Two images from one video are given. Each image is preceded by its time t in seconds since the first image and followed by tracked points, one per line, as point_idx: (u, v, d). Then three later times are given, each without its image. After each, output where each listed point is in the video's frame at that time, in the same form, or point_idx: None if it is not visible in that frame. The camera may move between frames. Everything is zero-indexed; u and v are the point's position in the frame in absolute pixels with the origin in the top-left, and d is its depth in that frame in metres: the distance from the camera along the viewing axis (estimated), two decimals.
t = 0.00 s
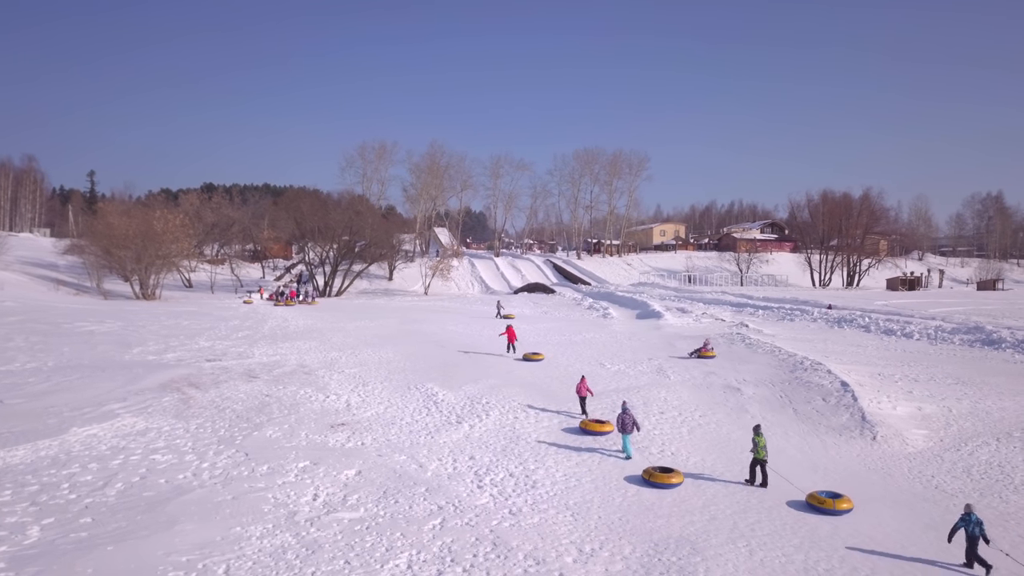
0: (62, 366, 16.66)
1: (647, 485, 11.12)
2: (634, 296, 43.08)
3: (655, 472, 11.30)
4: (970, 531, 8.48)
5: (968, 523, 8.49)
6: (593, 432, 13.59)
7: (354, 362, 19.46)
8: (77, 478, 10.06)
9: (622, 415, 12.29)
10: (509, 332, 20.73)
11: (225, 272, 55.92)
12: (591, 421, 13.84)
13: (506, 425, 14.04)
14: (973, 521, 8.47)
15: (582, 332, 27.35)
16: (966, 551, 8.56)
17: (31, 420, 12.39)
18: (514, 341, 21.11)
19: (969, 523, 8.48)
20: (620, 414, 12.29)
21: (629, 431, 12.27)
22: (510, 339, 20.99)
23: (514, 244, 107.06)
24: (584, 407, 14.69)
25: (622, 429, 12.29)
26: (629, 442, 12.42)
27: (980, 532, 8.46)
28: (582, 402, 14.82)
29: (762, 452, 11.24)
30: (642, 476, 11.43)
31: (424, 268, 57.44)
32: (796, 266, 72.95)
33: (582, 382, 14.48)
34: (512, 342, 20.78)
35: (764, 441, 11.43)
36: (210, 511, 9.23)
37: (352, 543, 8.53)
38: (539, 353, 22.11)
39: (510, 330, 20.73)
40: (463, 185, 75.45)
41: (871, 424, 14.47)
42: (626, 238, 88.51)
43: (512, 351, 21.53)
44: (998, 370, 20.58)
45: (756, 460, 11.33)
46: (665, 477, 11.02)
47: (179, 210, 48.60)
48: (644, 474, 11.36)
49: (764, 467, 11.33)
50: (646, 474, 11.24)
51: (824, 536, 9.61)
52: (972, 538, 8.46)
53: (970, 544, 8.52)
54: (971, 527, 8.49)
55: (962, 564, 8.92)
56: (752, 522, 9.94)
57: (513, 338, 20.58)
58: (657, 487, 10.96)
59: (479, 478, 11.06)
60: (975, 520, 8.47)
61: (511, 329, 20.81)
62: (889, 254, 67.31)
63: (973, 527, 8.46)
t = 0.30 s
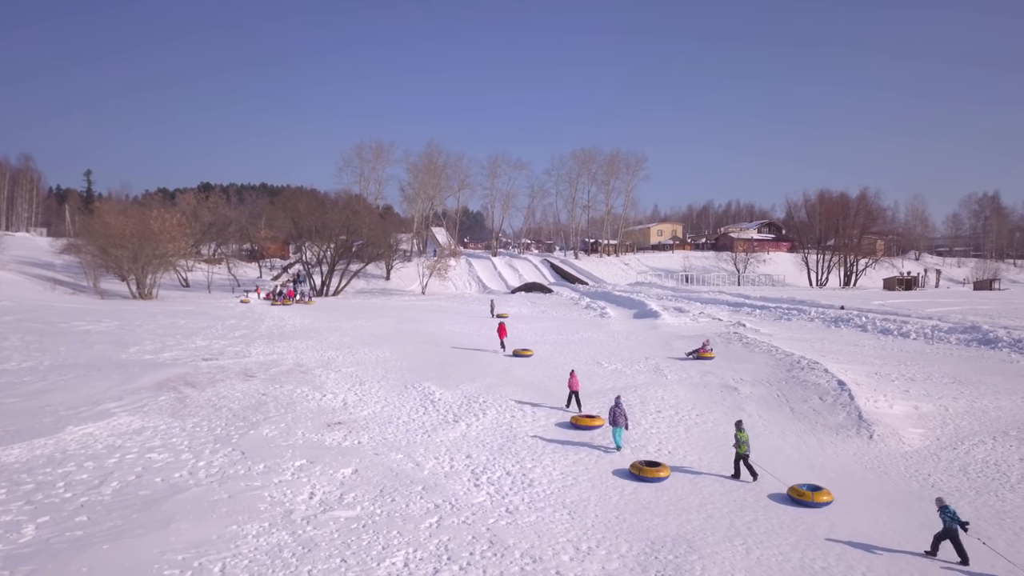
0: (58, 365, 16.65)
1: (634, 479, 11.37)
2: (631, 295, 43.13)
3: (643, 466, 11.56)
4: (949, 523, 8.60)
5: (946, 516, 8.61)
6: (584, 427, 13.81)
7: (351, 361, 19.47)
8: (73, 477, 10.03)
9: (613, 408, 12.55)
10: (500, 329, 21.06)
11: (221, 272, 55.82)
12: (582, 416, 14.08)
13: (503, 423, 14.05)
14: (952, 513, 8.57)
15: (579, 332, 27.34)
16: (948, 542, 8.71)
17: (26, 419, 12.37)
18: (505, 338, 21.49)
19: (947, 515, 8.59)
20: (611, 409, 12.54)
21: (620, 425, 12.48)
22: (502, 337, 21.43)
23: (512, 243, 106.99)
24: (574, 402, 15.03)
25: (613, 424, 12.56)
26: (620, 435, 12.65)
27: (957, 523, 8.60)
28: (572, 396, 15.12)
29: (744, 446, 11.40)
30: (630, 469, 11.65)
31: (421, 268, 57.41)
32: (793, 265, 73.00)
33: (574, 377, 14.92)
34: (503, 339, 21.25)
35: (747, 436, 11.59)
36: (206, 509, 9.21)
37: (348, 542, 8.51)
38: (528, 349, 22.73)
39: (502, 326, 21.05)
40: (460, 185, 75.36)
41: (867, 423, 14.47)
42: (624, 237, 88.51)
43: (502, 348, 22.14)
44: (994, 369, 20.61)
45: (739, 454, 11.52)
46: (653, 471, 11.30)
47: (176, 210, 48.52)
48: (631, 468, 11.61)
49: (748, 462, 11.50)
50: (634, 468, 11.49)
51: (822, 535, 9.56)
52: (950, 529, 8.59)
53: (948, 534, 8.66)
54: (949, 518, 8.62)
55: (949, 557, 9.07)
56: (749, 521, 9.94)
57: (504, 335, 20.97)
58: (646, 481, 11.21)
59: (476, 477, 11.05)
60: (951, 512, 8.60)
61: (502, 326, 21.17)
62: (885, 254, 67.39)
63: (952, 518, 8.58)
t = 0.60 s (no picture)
0: (55, 363, 16.64)
1: (623, 472, 11.52)
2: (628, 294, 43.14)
3: (632, 459, 11.68)
4: (924, 512, 8.80)
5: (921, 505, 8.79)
6: (574, 420, 14.11)
7: (349, 359, 19.47)
8: (69, 474, 10.01)
9: (605, 404, 12.80)
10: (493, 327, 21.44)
11: (219, 271, 55.77)
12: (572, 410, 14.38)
13: (500, 421, 14.07)
14: (926, 503, 8.75)
15: (576, 330, 27.37)
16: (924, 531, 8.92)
17: (23, 416, 12.35)
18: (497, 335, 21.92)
19: (921, 505, 8.78)
20: (604, 405, 12.77)
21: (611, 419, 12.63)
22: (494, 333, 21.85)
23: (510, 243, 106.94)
24: (565, 396, 15.24)
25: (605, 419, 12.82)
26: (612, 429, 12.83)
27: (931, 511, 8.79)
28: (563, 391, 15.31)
29: (730, 440, 11.58)
30: (619, 463, 11.83)
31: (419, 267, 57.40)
32: (791, 265, 73.07)
33: (564, 372, 15.01)
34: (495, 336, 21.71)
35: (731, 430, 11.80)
36: (203, 506, 9.20)
37: (346, 539, 8.51)
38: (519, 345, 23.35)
39: (495, 323, 21.29)
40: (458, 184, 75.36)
41: (864, 421, 14.49)
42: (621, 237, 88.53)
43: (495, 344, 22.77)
44: (991, 368, 20.63)
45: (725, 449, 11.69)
46: (643, 464, 11.43)
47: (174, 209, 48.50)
48: (620, 462, 11.77)
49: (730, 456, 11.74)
50: (623, 461, 11.62)
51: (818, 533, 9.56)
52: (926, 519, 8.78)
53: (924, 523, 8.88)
54: (924, 507, 8.80)
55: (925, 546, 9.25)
56: (747, 517, 9.95)
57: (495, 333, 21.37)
58: (635, 474, 11.36)
59: (473, 474, 11.05)
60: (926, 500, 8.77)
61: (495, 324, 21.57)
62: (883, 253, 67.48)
63: (927, 508, 8.76)
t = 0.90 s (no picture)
0: (52, 363, 16.62)
1: (612, 467, 11.75)
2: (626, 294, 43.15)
3: (622, 454, 11.90)
4: (899, 507, 8.97)
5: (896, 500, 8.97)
6: (563, 415, 14.41)
7: (347, 359, 19.46)
8: (66, 474, 10.00)
9: (596, 398, 13.00)
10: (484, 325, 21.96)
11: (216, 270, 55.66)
12: (561, 405, 14.69)
13: (497, 421, 14.06)
14: (901, 498, 8.92)
15: (575, 330, 27.37)
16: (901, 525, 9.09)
17: (20, 416, 12.33)
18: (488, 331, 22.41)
19: (897, 500, 8.95)
20: (594, 399, 12.99)
21: (604, 414, 12.95)
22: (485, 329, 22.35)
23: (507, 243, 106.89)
24: (556, 392, 15.61)
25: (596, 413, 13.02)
26: (604, 424, 13.09)
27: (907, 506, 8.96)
28: (555, 387, 15.64)
29: (715, 435, 11.88)
30: (609, 457, 12.05)
31: (417, 267, 57.38)
32: (788, 265, 73.10)
33: (556, 369, 15.49)
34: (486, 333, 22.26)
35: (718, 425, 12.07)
36: (200, 506, 9.19)
37: (342, 538, 8.50)
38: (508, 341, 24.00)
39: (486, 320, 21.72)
40: (455, 184, 75.31)
41: (861, 421, 14.52)
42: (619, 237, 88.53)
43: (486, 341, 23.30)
44: (988, 368, 20.65)
45: (710, 443, 11.98)
46: (632, 459, 11.66)
47: (171, 208, 48.39)
48: (610, 456, 11.98)
49: (715, 449, 12.02)
50: (613, 456, 11.84)
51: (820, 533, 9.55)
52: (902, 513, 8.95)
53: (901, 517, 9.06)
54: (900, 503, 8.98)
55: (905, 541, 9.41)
56: (747, 517, 9.95)
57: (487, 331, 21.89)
58: (625, 469, 11.57)
59: (470, 474, 11.06)
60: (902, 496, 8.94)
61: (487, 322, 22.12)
62: (880, 253, 67.53)
63: (902, 503, 8.93)
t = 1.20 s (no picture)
0: (49, 362, 16.62)
1: (604, 463, 11.94)
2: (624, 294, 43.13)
3: (613, 450, 12.06)
4: (878, 501, 9.11)
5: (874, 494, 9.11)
6: (556, 411, 14.59)
7: (344, 359, 19.45)
8: (63, 474, 9.99)
9: (588, 395, 13.32)
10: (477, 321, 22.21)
11: (213, 270, 55.59)
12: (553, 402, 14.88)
13: (495, 421, 14.05)
14: (879, 492, 9.05)
15: (573, 330, 27.38)
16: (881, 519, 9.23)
17: (17, 416, 12.30)
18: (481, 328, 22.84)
19: (875, 494, 9.10)
20: (587, 395, 13.28)
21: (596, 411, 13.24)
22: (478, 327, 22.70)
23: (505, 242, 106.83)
24: (548, 388, 15.85)
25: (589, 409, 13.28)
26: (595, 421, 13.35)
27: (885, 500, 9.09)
28: (548, 384, 15.81)
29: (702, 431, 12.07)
30: (600, 453, 12.25)
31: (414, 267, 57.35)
32: (786, 264, 73.13)
33: (547, 365, 15.72)
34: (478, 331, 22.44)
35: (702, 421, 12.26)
36: (197, 506, 9.18)
37: (340, 538, 8.50)
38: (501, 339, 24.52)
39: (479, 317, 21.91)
40: (453, 184, 75.27)
41: (859, 420, 14.55)
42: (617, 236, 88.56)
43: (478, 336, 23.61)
44: (985, 367, 20.66)
45: (695, 438, 12.14)
46: (623, 454, 11.80)
47: (168, 208, 48.29)
48: (601, 452, 12.20)
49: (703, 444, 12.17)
50: (605, 452, 11.99)
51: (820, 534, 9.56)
52: (881, 507, 9.11)
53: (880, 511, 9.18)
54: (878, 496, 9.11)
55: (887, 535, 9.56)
56: (745, 517, 9.96)
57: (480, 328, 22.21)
58: (615, 464, 11.74)
59: (468, 474, 11.05)
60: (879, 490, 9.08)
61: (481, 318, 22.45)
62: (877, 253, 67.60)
63: (880, 497, 9.08)
